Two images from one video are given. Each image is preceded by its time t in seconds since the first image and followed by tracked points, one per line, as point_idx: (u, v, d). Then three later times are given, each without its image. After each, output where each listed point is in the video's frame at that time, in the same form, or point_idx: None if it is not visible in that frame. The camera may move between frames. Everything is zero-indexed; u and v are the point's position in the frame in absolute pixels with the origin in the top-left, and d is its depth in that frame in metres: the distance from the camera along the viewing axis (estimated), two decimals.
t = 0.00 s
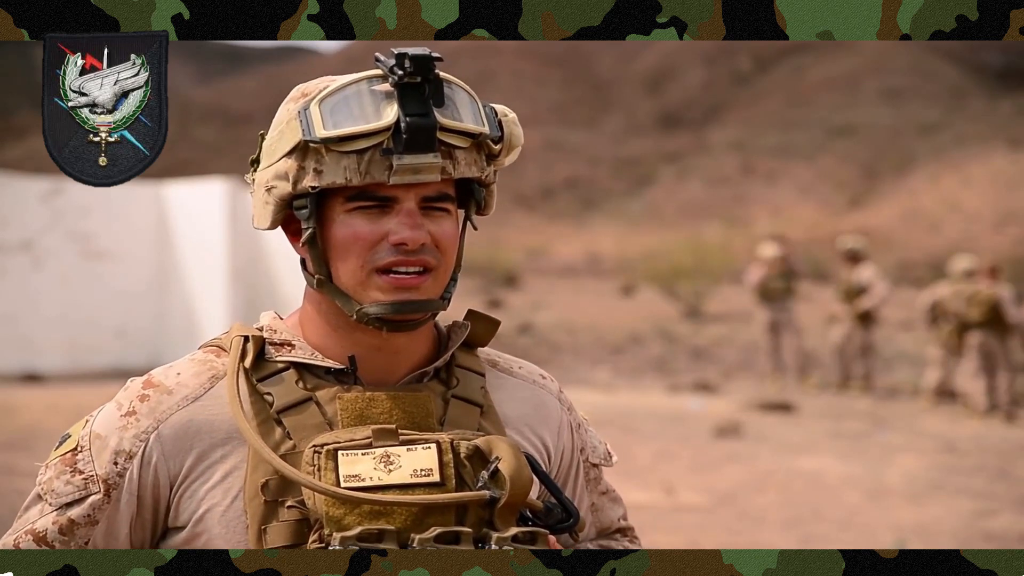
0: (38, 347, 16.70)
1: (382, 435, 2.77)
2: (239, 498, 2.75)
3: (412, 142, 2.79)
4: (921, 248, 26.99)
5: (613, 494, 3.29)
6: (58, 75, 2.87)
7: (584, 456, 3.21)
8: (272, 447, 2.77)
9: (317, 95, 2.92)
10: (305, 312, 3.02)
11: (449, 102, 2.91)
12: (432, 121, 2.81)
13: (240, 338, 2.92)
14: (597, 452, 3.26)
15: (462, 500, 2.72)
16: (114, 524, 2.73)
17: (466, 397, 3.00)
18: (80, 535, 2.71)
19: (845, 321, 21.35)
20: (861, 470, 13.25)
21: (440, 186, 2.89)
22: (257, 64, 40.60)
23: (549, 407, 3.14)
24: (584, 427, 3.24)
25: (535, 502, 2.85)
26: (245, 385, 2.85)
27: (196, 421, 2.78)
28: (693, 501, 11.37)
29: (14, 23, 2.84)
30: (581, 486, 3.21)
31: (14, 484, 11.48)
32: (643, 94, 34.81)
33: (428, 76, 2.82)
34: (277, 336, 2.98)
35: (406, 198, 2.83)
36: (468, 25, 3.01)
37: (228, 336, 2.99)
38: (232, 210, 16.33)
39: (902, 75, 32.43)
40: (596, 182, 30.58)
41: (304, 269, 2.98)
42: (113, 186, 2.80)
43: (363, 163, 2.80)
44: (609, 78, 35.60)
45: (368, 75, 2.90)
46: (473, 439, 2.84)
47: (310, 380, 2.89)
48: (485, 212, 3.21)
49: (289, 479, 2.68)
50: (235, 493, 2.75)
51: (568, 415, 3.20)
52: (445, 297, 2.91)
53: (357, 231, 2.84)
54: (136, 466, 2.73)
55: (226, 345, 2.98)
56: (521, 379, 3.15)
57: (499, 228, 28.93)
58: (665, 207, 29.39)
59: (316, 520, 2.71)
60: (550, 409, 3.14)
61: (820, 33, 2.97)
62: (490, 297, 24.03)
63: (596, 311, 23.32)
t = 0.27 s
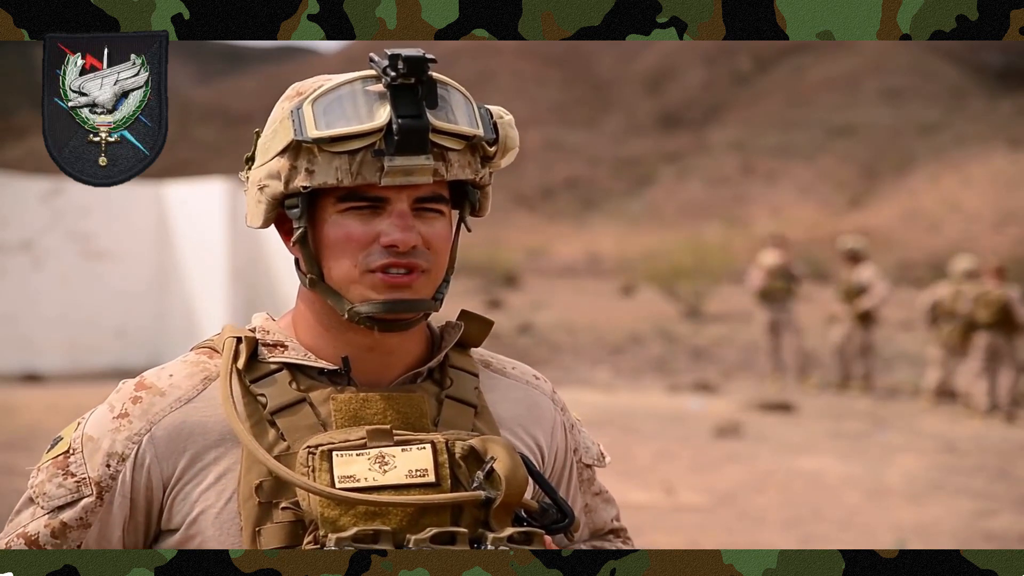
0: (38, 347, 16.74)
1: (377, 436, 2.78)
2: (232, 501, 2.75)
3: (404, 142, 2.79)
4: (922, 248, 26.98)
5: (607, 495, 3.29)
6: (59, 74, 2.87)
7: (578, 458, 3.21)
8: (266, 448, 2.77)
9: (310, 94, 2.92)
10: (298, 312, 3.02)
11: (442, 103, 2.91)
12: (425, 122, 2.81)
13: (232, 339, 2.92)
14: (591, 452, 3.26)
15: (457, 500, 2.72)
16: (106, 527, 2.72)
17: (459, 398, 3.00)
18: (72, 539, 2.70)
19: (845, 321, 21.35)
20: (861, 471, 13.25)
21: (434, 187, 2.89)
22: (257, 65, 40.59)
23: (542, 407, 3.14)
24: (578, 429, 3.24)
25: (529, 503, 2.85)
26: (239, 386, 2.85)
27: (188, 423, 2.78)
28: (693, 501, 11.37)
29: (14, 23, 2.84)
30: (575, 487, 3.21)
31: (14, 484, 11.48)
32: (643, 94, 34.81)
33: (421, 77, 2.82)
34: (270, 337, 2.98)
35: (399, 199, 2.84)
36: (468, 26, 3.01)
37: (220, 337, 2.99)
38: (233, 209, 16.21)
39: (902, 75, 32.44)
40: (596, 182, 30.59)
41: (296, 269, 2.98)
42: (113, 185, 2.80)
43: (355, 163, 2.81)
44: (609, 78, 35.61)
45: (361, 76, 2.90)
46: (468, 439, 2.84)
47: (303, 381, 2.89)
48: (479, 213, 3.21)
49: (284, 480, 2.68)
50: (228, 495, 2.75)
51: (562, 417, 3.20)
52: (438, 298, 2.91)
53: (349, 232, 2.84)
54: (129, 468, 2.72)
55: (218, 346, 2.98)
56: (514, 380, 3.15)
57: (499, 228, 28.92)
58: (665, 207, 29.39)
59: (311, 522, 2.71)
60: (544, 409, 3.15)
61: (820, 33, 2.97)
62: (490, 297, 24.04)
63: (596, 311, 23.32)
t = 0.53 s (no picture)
0: (38, 348, 16.83)
1: (371, 437, 2.77)
2: (226, 501, 2.75)
3: (400, 143, 2.79)
4: (921, 248, 26.99)
5: (601, 497, 3.30)
6: (58, 75, 2.87)
7: (573, 460, 3.22)
8: (260, 449, 2.77)
9: (304, 95, 2.91)
10: (293, 313, 3.01)
11: (438, 102, 2.91)
12: (421, 122, 2.81)
13: (226, 340, 2.92)
14: (585, 454, 3.26)
15: (452, 502, 2.72)
16: (99, 527, 2.73)
17: (454, 399, 2.99)
18: (64, 539, 2.71)
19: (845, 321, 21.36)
20: (861, 471, 13.25)
21: (430, 188, 2.89)
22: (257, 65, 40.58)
23: (537, 409, 3.14)
24: (573, 431, 3.25)
25: (525, 505, 2.85)
26: (233, 387, 2.85)
27: (181, 424, 2.78)
28: (693, 501, 11.38)
29: (14, 23, 2.84)
30: (569, 489, 3.21)
31: (14, 484, 11.48)
32: (643, 94, 34.83)
33: (416, 77, 2.82)
34: (265, 338, 2.98)
35: (394, 200, 2.84)
36: (468, 26, 3.01)
37: (215, 338, 2.99)
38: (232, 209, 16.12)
39: (902, 75, 32.45)
40: (596, 182, 30.60)
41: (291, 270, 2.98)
42: (113, 185, 2.81)
43: (351, 164, 2.81)
44: (609, 78, 35.63)
45: (356, 75, 2.89)
46: (463, 440, 2.84)
47: (298, 382, 2.89)
48: (474, 213, 3.20)
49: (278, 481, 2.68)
50: (222, 496, 2.75)
51: (557, 418, 3.20)
52: (434, 298, 2.91)
53: (345, 233, 2.84)
54: (122, 468, 2.72)
55: (212, 347, 2.98)
56: (510, 382, 3.15)
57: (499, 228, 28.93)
58: (665, 207, 29.40)
59: (305, 523, 2.71)
60: (539, 410, 3.14)
61: (820, 33, 2.97)
62: (490, 297, 24.06)
63: (596, 311, 23.33)
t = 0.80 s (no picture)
0: (38, 347, 16.83)
1: (367, 437, 2.77)
2: (222, 502, 2.75)
3: (397, 141, 2.78)
4: (921, 248, 26.99)
5: (600, 498, 3.29)
6: (58, 74, 2.87)
7: (571, 460, 3.22)
8: (257, 449, 2.77)
9: (300, 94, 2.91)
10: (289, 313, 3.01)
11: (433, 100, 2.91)
12: (418, 120, 2.81)
13: (223, 340, 2.92)
14: (584, 454, 3.26)
15: (448, 502, 2.72)
16: (94, 528, 2.73)
17: (452, 399, 2.99)
18: (59, 538, 2.71)
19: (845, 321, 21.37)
20: (861, 471, 13.25)
21: (427, 186, 2.89)
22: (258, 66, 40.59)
23: (536, 409, 3.14)
24: (572, 430, 3.25)
25: (521, 505, 2.85)
26: (229, 386, 2.85)
27: (178, 423, 2.78)
28: (693, 501, 11.38)
29: (14, 23, 2.84)
30: (568, 490, 3.21)
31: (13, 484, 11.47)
32: (643, 94, 34.84)
33: (413, 75, 2.82)
34: (262, 337, 2.98)
35: (391, 198, 2.83)
36: (469, 25, 3.01)
37: (212, 337, 2.99)
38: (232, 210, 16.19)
39: (902, 75, 32.46)
40: (596, 183, 30.61)
41: (289, 270, 2.98)
42: (113, 185, 2.81)
43: (348, 163, 2.81)
44: (609, 78, 35.65)
45: (351, 74, 2.89)
46: (460, 440, 2.84)
47: (294, 382, 2.89)
48: (471, 212, 3.20)
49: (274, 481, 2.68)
50: (218, 495, 2.74)
51: (555, 418, 3.20)
52: (431, 298, 2.91)
53: (341, 232, 2.84)
54: (118, 469, 2.72)
55: (209, 347, 2.98)
56: (508, 381, 3.15)
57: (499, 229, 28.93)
58: (665, 207, 29.41)
59: (301, 524, 2.71)
60: (538, 410, 3.14)
61: (820, 33, 2.96)
62: (490, 297, 24.07)
63: (595, 311, 23.33)
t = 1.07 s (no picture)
0: (38, 347, 16.72)
1: (365, 432, 2.78)
2: (222, 497, 2.75)
3: (394, 140, 2.78)
4: (921, 248, 26.99)
5: (604, 492, 3.28)
6: (58, 75, 2.87)
7: (574, 454, 3.21)
8: (255, 444, 2.77)
9: (297, 94, 2.91)
10: (289, 310, 3.01)
11: (430, 99, 2.91)
12: (414, 119, 2.81)
13: (222, 336, 2.93)
14: (587, 449, 3.25)
15: (447, 497, 2.72)
16: (94, 522, 2.72)
17: (451, 395, 3.00)
18: (60, 534, 2.70)
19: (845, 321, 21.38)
20: (861, 471, 13.25)
21: (424, 185, 2.89)
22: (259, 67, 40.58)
23: (537, 403, 3.14)
24: (574, 425, 3.24)
25: (521, 501, 2.85)
26: (228, 382, 2.86)
27: (178, 418, 2.78)
28: (693, 501, 11.38)
29: (14, 23, 2.84)
30: (570, 485, 3.20)
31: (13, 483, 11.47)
32: (643, 94, 34.84)
33: (408, 74, 2.81)
34: (261, 333, 2.98)
35: (388, 197, 2.83)
36: (468, 26, 3.01)
37: (211, 334, 2.99)
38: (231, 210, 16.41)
39: (902, 76, 32.46)
40: (596, 183, 30.62)
41: (287, 269, 2.98)
42: (113, 185, 2.80)
43: (345, 163, 2.81)
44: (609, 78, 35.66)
45: (348, 74, 2.89)
46: (458, 436, 2.84)
47: (294, 378, 2.90)
48: (469, 208, 3.20)
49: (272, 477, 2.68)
50: (217, 491, 2.75)
51: (557, 413, 3.20)
52: (429, 295, 2.91)
53: (339, 231, 2.84)
54: (117, 463, 2.72)
55: (208, 343, 2.98)
56: (508, 376, 3.15)
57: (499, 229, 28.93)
58: (665, 207, 29.42)
59: (300, 518, 2.72)
60: (539, 405, 3.14)
61: (820, 33, 2.96)
62: (490, 298, 24.08)
63: (595, 311, 23.33)
